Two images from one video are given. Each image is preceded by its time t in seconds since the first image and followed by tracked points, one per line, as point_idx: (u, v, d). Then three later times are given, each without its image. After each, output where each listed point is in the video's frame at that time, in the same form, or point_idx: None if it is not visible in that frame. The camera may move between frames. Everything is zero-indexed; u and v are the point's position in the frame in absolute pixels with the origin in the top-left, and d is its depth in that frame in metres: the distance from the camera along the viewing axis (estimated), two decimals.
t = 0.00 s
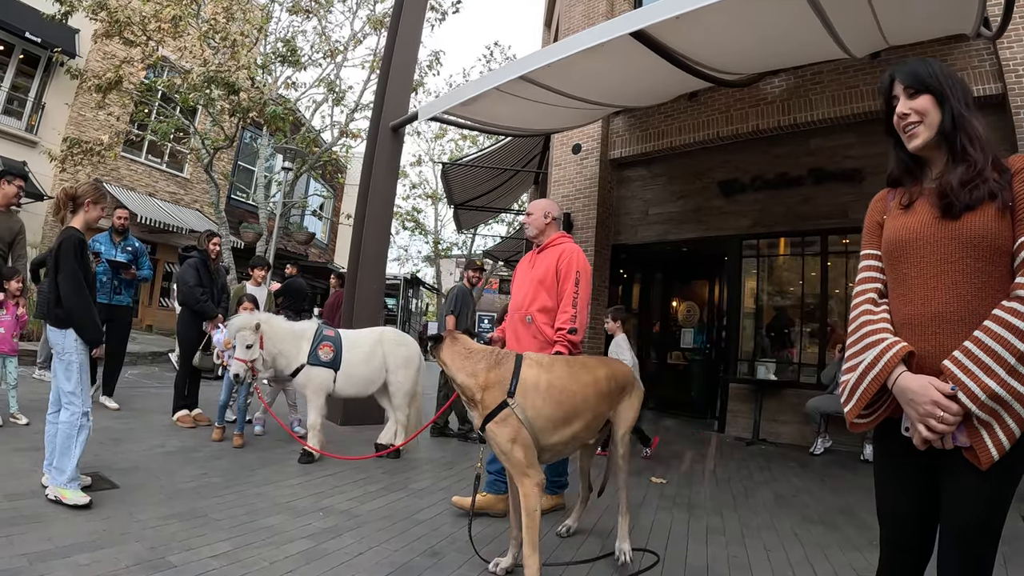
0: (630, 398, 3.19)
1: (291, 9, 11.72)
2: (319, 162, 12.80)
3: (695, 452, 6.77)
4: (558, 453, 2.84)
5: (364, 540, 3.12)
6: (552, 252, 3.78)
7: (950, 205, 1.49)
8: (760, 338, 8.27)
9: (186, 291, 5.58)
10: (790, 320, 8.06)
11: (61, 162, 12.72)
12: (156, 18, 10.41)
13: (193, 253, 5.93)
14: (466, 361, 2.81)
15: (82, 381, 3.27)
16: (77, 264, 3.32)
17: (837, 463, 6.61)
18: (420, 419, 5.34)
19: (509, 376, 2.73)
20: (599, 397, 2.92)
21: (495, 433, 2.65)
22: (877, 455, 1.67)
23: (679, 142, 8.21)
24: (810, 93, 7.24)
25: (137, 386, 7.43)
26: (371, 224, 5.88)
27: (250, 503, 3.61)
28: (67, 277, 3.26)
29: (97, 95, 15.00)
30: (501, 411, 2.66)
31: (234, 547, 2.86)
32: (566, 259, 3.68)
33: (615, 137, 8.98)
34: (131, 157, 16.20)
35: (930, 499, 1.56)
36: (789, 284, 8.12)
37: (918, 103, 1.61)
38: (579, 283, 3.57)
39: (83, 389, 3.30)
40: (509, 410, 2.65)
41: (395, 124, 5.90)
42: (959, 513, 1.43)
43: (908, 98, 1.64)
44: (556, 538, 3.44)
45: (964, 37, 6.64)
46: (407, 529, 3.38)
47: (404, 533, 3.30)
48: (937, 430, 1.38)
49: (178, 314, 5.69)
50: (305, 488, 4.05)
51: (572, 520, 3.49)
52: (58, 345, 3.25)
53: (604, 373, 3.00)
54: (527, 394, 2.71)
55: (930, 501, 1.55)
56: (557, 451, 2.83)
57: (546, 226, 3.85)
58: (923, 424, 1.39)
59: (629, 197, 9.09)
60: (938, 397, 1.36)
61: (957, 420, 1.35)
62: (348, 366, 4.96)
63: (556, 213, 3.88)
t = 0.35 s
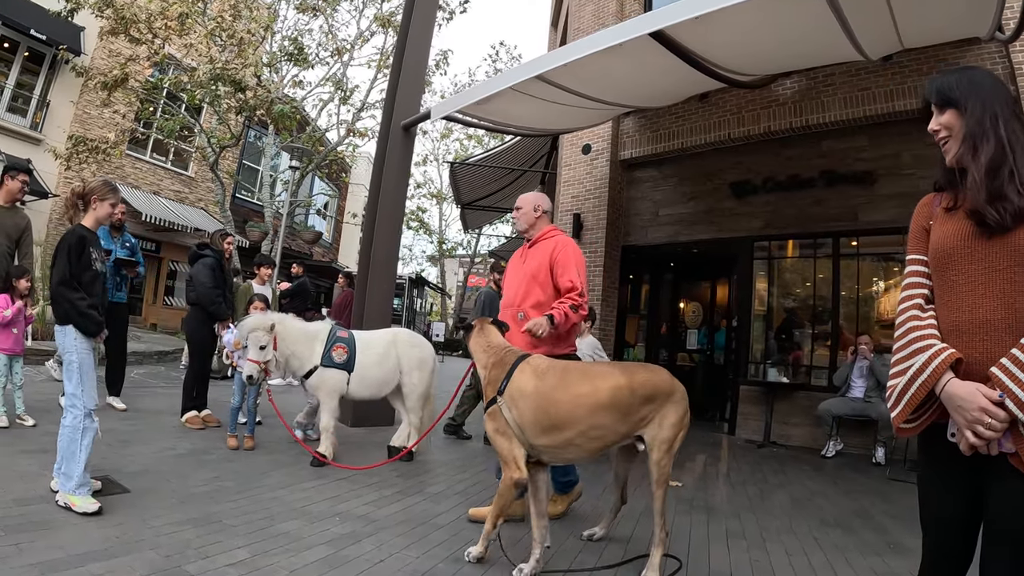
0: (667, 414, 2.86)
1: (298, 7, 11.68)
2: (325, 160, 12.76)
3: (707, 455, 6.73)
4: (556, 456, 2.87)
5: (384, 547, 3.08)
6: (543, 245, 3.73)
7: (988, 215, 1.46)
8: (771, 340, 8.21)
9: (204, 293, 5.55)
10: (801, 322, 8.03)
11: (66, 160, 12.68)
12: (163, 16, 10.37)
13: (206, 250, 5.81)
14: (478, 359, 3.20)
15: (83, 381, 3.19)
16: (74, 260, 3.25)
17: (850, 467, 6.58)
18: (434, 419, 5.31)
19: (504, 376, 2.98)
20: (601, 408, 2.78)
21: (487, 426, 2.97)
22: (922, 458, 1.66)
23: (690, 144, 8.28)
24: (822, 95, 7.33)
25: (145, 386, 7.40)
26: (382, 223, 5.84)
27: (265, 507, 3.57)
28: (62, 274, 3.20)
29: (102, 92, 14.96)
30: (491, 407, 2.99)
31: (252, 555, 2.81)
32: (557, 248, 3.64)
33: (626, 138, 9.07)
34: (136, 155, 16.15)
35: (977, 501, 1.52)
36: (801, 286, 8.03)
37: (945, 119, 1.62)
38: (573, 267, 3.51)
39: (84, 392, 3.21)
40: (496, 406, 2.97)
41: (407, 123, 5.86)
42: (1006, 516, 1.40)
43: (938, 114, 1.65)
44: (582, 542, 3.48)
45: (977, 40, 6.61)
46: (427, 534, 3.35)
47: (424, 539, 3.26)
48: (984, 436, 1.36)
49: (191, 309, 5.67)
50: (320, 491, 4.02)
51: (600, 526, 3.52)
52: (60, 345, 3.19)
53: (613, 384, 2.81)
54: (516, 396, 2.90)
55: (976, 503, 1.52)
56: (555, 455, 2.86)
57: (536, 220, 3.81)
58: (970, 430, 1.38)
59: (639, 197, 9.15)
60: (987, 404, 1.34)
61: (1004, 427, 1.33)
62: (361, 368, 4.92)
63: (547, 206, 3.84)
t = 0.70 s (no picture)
0: (657, 416, 2.80)
1: (300, 7, 11.67)
2: (327, 161, 12.74)
3: (711, 457, 6.68)
4: (536, 450, 3.00)
5: (388, 550, 3.05)
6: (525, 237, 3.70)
7: (1004, 210, 1.42)
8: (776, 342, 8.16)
9: (213, 295, 5.56)
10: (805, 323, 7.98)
11: (68, 160, 12.66)
12: (165, 16, 10.36)
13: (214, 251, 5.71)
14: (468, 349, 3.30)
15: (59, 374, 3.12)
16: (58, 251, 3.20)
17: (856, 469, 6.52)
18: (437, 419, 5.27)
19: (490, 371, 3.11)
20: (579, 407, 2.84)
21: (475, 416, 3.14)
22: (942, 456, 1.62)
23: (694, 144, 8.25)
24: (827, 95, 7.31)
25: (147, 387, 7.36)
26: (384, 224, 5.81)
27: (267, 510, 3.53)
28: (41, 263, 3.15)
29: (104, 92, 14.97)
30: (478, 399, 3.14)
31: (254, 559, 2.77)
32: (535, 239, 3.59)
33: (629, 137, 9.05)
34: (138, 155, 16.15)
35: (999, 500, 1.49)
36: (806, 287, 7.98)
37: (963, 112, 1.58)
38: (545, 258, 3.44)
39: (60, 389, 3.11)
40: (482, 401, 3.10)
41: (410, 122, 5.83)
42: None
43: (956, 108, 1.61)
44: (590, 545, 3.50)
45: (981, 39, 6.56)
46: (432, 537, 3.31)
47: (429, 542, 3.23)
48: (1005, 437, 1.32)
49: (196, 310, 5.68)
50: (323, 494, 3.97)
51: (610, 531, 3.53)
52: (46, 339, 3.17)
53: (593, 383, 2.84)
54: (498, 390, 3.03)
55: (997, 503, 1.49)
56: (536, 449, 2.98)
57: (521, 214, 3.75)
58: (990, 430, 1.34)
59: (643, 197, 9.11)
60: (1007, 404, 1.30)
61: None
62: (365, 368, 4.88)
63: (532, 200, 3.76)
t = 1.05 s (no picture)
0: (655, 417, 2.72)
1: (301, 6, 11.62)
2: (328, 160, 12.67)
3: (715, 461, 6.57)
4: (524, 448, 2.89)
5: (386, 562, 2.96)
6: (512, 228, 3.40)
7: None
8: (784, 343, 8.05)
9: (214, 294, 5.48)
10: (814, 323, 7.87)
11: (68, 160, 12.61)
12: (165, 13, 10.30)
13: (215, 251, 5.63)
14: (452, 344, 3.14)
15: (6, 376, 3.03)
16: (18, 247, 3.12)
17: (867, 474, 6.41)
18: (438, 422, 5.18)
19: (480, 365, 3.00)
20: (569, 403, 2.76)
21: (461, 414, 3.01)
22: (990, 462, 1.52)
23: (701, 141, 8.15)
24: (836, 90, 7.20)
25: (145, 389, 7.29)
26: (385, 224, 5.71)
27: (259, 518, 3.44)
28: None
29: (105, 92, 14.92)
30: (465, 396, 3.00)
31: (243, 571, 2.68)
32: (517, 233, 3.26)
33: (635, 134, 8.96)
34: (139, 154, 16.12)
35: None
36: (815, 287, 7.86)
37: (1010, 89, 1.45)
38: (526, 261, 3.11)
39: (19, 397, 3.06)
40: (471, 396, 2.96)
41: (412, 118, 5.74)
42: None
43: (1000, 85, 1.49)
44: (597, 555, 3.45)
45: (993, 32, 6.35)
46: (430, 549, 3.22)
47: (427, 554, 3.14)
48: None
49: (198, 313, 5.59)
50: (319, 501, 3.91)
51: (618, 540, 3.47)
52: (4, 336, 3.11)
53: (583, 380, 2.77)
54: (489, 385, 2.92)
55: None
56: (523, 447, 2.88)
57: (512, 200, 3.47)
58: None
59: (649, 196, 9.01)
60: None
61: None
62: (362, 370, 4.78)
63: (522, 183, 3.46)
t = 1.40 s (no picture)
0: (655, 423, 2.61)
1: (307, 6, 11.57)
2: (336, 160, 12.65)
3: (719, 465, 6.56)
4: (517, 458, 2.83)
5: None
6: (501, 221, 3.23)
7: None
8: (799, 344, 7.90)
9: (218, 295, 5.47)
10: (827, 324, 7.73)
11: (75, 163, 12.69)
12: (170, 14, 10.30)
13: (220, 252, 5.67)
14: (433, 347, 2.98)
15: None
16: None
17: (884, 478, 6.33)
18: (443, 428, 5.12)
19: (470, 370, 2.87)
20: (563, 413, 2.69)
21: (444, 421, 2.86)
22: None
23: (711, 139, 8.06)
24: (849, 85, 7.09)
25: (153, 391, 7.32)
26: (390, 225, 5.65)
27: (254, 528, 3.55)
28: None
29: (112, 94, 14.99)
30: (452, 400, 2.86)
31: None
32: (504, 228, 3.08)
33: (644, 132, 8.85)
34: (147, 156, 16.18)
35: None
36: (828, 286, 7.72)
37: None
38: (512, 262, 2.93)
39: None
40: (457, 401, 2.84)
41: (417, 116, 5.66)
42: None
43: None
44: (607, 566, 3.42)
45: (1008, 26, 6.17)
46: (430, 561, 3.28)
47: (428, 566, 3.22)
48: None
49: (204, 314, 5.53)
50: (318, 509, 4.01)
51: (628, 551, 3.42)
52: None
53: (577, 388, 2.70)
54: (479, 392, 2.82)
55: None
56: (516, 457, 2.82)
57: (504, 187, 3.32)
58: None
59: (660, 194, 8.89)
60: None
61: None
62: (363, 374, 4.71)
63: (511, 171, 3.30)
